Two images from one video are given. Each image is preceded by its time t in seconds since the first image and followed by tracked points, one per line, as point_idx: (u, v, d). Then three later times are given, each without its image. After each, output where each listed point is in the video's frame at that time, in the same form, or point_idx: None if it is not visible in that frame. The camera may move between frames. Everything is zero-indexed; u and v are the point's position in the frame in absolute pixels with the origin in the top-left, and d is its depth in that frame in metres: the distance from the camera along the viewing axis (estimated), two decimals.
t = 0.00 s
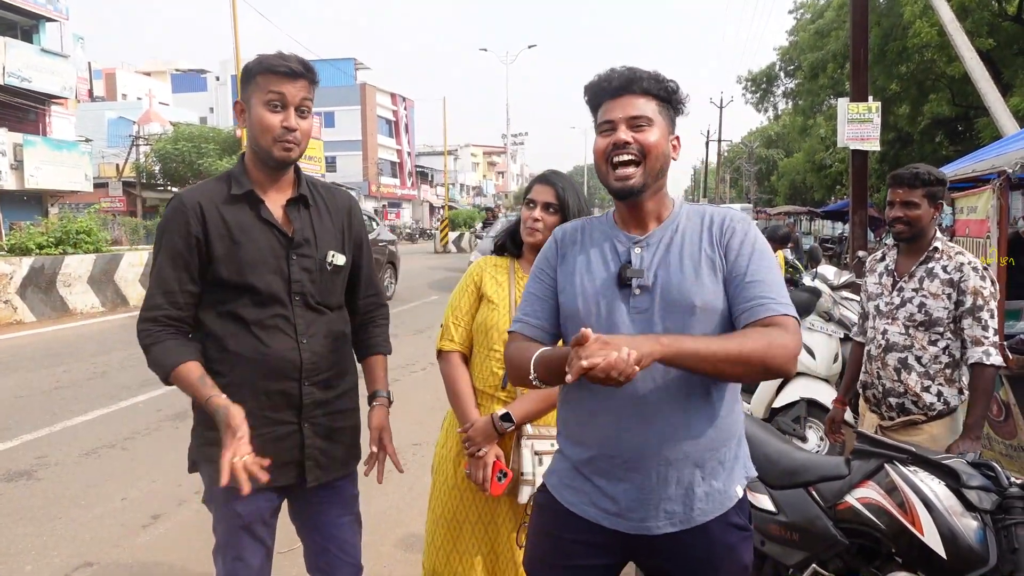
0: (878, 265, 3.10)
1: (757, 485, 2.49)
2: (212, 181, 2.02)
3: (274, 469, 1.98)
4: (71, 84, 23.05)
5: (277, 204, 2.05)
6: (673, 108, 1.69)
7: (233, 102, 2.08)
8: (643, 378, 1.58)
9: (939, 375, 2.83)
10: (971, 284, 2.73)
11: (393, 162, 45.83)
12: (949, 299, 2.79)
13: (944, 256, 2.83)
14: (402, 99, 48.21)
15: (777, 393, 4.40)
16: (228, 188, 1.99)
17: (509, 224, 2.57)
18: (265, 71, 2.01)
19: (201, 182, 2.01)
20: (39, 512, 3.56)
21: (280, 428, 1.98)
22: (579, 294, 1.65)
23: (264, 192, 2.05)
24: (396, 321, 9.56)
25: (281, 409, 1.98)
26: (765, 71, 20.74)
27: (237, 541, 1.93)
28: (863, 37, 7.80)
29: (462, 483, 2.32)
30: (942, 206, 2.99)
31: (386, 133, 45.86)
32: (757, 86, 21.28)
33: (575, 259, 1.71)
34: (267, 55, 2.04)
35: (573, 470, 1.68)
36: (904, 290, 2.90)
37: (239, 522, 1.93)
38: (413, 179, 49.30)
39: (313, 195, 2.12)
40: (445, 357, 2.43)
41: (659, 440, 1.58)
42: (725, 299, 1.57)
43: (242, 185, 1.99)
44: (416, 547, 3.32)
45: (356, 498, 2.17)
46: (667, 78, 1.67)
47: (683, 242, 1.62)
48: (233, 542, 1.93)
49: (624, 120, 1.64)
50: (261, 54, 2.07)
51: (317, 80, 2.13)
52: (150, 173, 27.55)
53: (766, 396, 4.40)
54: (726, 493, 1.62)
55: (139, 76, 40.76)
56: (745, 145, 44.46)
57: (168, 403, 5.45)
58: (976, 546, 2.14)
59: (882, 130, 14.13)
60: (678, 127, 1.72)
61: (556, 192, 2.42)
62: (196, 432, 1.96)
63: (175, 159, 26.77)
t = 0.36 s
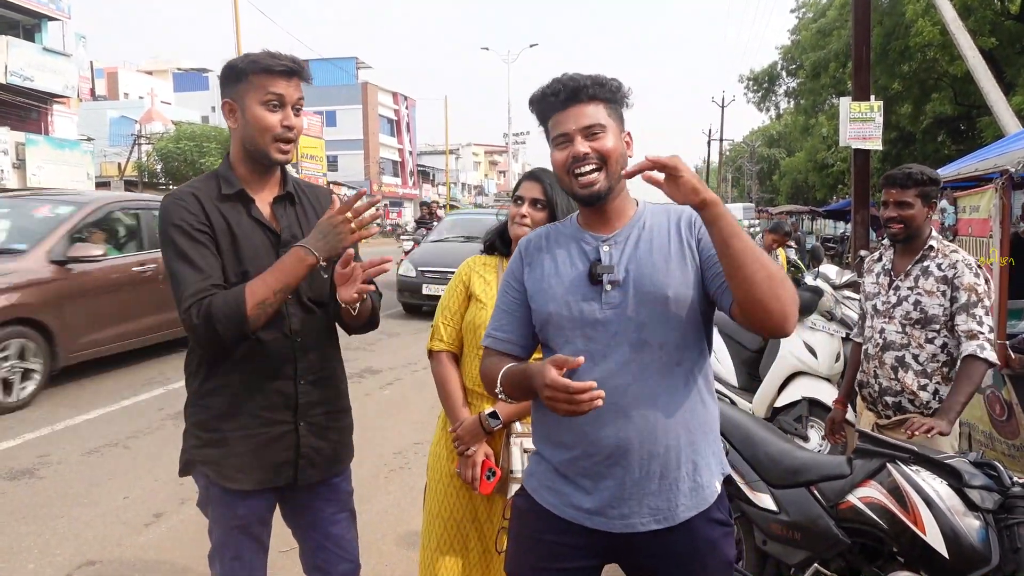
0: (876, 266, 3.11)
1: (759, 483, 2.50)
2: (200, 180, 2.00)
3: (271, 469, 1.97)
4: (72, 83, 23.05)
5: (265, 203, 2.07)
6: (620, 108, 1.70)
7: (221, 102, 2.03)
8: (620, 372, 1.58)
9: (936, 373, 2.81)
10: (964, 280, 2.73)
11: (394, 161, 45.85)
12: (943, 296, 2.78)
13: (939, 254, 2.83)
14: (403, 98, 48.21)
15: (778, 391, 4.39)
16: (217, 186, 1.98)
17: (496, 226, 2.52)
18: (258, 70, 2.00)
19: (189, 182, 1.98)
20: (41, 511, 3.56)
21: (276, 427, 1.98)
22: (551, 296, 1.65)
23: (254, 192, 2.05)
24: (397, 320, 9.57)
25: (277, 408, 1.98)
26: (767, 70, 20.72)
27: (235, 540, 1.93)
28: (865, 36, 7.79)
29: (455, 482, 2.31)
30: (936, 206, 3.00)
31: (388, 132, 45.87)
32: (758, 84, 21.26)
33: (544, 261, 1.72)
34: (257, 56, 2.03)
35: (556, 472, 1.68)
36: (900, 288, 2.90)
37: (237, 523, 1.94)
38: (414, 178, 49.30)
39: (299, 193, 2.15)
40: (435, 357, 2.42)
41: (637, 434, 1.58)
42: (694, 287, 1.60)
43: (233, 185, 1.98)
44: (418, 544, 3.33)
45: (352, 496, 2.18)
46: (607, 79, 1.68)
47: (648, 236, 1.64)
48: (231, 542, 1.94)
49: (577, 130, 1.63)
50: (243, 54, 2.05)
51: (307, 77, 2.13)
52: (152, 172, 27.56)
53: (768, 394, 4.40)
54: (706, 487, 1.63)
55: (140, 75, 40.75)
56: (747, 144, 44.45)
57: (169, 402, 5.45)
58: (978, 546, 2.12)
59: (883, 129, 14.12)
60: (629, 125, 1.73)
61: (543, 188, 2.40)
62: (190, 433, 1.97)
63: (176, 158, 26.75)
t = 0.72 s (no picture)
0: (865, 268, 3.12)
1: (755, 485, 2.53)
2: (191, 184, 1.99)
3: (266, 474, 1.97)
4: (69, 84, 23.02)
5: (259, 206, 2.06)
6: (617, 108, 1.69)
7: (211, 103, 2.03)
8: (618, 376, 1.58)
9: (920, 374, 2.81)
10: (945, 280, 2.73)
11: (392, 163, 45.86)
12: (926, 296, 2.78)
13: (924, 255, 2.83)
14: (401, 100, 48.21)
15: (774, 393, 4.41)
16: (209, 189, 1.97)
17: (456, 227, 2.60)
18: (249, 68, 2.00)
19: (180, 187, 1.98)
20: (35, 514, 3.55)
21: (272, 431, 1.98)
22: (548, 299, 1.65)
23: (247, 195, 2.05)
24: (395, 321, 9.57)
25: (271, 412, 1.98)
26: (764, 72, 20.77)
27: (228, 544, 1.93)
28: (862, 39, 7.82)
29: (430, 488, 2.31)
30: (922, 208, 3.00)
31: (385, 134, 45.87)
32: (756, 87, 21.31)
33: (539, 263, 1.71)
34: (247, 55, 2.02)
35: (555, 477, 1.68)
36: (887, 289, 2.92)
37: (230, 527, 1.93)
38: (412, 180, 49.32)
39: (295, 194, 2.14)
40: (404, 366, 2.45)
41: (637, 438, 1.58)
42: (692, 291, 1.60)
43: (225, 187, 1.97)
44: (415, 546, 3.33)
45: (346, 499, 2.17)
46: (604, 79, 1.67)
47: (644, 240, 1.64)
48: (224, 547, 1.93)
49: (582, 133, 1.63)
50: (235, 54, 2.04)
51: (299, 77, 2.12)
52: (149, 173, 27.52)
53: (764, 396, 4.43)
54: (704, 488, 1.63)
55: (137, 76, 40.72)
56: (745, 146, 44.52)
57: (165, 404, 5.44)
58: (973, 547, 2.12)
59: (880, 131, 14.16)
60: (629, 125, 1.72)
61: (499, 186, 2.47)
62: (184, 437, 1.96)
63: (173, 160, 26.68)
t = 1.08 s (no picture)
0: (859, 268, 3.11)
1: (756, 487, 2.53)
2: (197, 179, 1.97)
3: (269, 474, 1.97)
4: (70, 84, 23.03)
5: (266, 208, 2.05)
6: (634, 113, 1.68)
7: (222, 101, 2.02)
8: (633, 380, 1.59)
9: (913, 374, 2.82)
10: (939, 281, 2.72)
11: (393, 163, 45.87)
12: (919, 297, 2.78)
13: (916, 257, 2.83)
14: (402, 100, 48.24)
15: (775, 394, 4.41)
16: (217, 187, 1.96)
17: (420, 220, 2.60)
18: (262, 69, 2.00)
19: (186, 180, 1.96)
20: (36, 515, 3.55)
21: (274, 431, 1.98)
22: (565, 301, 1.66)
23: (253, 196, 2.04)
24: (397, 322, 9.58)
25: (273, 412, 1.98)
26: (765, 73, 20.78)
27: (231, 545, 1.93)
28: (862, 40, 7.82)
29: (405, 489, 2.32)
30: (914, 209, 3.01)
31: (386, 134, 45.89)
32: (757, 87, 21.32)
33: (557, 265, 1.71)
34: (261, 55, 2.02)
35: (570, 477, 1.68)
36: (880, 290, 2.91)
37: (233, 528, 1.93)
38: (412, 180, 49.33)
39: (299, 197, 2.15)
40: (368, 367, 2.42)
41: (652, 441, 1.58)
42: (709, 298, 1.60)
43: (233, 186, 1.97)
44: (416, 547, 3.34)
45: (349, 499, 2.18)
46: (623, 82, 1.66)
47: (662, 246, 1.63)
48: (227, 547, 1.93)
49: (596, 137, 1.63)
50: (248, 53, 2.04)
51: (310, 79, 2.13)
52: (150, 173, 27.53)
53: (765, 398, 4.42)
54: (722, 492, 1.62)
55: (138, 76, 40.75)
56: (745, 147, 44.49)
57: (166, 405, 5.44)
58: (975, 549, 2.11)
59: (881, 132, 14.14)
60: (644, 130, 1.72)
61: (465, 183, 2.47)
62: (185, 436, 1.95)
63: (174, 160, 26.63)
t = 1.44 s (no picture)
0: (850, 268, 3.09)
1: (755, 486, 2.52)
2: (199, 173, 1.96)
3: (265, 469, 1.97)
4: (70, 83, 23.01)
5: (265, 207, 2.05)
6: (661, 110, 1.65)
7: (228, 99, 2.00)
8: (639, 379, 1.59)
9: (907, 372, 2.83)
10: (929, 280, 2.74)
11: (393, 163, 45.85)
12: (911, 297, 2.79)
13: (908, 257, 2.84)
14: (401, 100, 48.23)
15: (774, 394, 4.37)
16: (220, 183, 1.95)
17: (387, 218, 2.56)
18: (272, 69, 1.99)
19: (190, 174, 1.95)
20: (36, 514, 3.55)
21: (273, 428, 1.98)
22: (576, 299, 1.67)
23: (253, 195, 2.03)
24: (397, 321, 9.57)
25: (271, 409, 1.98)
26: (765, 72, 20.77)
27: (231, 541, 1.93)
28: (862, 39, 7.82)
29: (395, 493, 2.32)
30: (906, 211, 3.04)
31: (386, 134, 45.87)
32: (757, 87, 21.31)
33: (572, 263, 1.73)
34: (270, 54, 2.02)
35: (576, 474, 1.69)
36: (872, 291, 2.90)
37: (233, 525, 1.93)
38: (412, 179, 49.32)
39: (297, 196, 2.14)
40: (350, 374, 2.35)
41: (658, 441, 1.58)
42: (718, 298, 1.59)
43: (236, 183, 1.96)
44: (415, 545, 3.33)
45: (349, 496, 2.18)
46: (648, 79, 1.63)
47: (674, 245, 1.63)
48: (227, 544, 1.92)
49: (618, 133, 1.61)
50: (255, 51, 2.03)
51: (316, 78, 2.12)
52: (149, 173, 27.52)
53: (763, 397, 4.37)
54: (728, 495, 1.60)
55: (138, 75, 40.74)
56: (745, 147, 44.47)
57: (166, 404, 5.44)
58: (974, 548, 2.09)
59: (881, 132, 14.12)
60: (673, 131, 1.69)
61: (445, 187, 2.45)
62: (185, 427, 1.93)
63: (174, 160, 26.61)
